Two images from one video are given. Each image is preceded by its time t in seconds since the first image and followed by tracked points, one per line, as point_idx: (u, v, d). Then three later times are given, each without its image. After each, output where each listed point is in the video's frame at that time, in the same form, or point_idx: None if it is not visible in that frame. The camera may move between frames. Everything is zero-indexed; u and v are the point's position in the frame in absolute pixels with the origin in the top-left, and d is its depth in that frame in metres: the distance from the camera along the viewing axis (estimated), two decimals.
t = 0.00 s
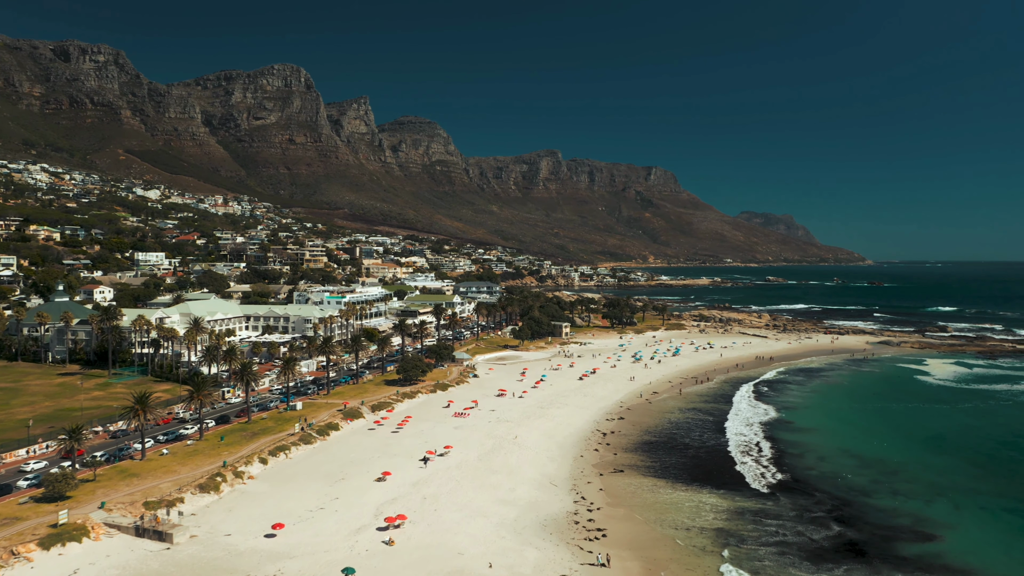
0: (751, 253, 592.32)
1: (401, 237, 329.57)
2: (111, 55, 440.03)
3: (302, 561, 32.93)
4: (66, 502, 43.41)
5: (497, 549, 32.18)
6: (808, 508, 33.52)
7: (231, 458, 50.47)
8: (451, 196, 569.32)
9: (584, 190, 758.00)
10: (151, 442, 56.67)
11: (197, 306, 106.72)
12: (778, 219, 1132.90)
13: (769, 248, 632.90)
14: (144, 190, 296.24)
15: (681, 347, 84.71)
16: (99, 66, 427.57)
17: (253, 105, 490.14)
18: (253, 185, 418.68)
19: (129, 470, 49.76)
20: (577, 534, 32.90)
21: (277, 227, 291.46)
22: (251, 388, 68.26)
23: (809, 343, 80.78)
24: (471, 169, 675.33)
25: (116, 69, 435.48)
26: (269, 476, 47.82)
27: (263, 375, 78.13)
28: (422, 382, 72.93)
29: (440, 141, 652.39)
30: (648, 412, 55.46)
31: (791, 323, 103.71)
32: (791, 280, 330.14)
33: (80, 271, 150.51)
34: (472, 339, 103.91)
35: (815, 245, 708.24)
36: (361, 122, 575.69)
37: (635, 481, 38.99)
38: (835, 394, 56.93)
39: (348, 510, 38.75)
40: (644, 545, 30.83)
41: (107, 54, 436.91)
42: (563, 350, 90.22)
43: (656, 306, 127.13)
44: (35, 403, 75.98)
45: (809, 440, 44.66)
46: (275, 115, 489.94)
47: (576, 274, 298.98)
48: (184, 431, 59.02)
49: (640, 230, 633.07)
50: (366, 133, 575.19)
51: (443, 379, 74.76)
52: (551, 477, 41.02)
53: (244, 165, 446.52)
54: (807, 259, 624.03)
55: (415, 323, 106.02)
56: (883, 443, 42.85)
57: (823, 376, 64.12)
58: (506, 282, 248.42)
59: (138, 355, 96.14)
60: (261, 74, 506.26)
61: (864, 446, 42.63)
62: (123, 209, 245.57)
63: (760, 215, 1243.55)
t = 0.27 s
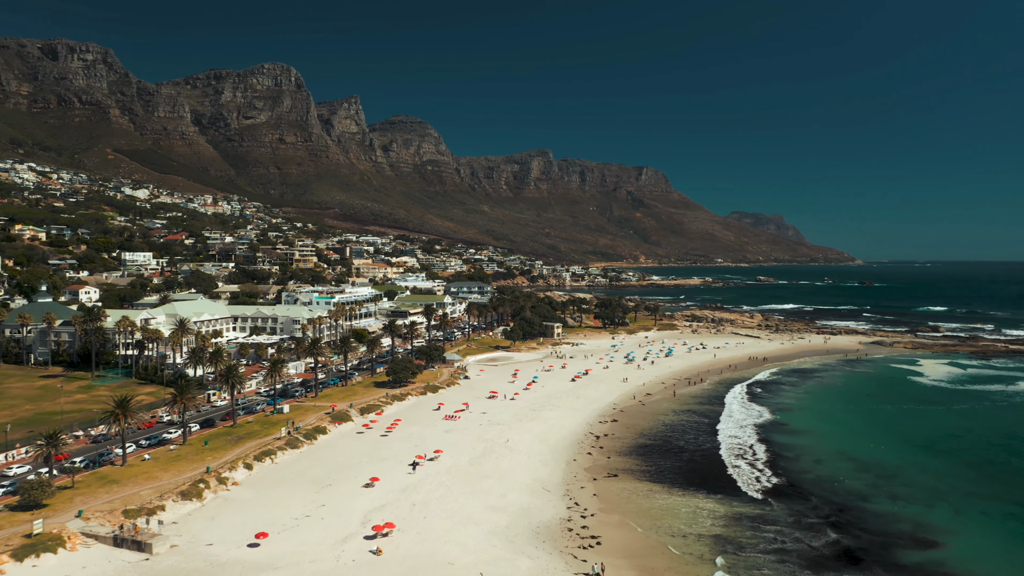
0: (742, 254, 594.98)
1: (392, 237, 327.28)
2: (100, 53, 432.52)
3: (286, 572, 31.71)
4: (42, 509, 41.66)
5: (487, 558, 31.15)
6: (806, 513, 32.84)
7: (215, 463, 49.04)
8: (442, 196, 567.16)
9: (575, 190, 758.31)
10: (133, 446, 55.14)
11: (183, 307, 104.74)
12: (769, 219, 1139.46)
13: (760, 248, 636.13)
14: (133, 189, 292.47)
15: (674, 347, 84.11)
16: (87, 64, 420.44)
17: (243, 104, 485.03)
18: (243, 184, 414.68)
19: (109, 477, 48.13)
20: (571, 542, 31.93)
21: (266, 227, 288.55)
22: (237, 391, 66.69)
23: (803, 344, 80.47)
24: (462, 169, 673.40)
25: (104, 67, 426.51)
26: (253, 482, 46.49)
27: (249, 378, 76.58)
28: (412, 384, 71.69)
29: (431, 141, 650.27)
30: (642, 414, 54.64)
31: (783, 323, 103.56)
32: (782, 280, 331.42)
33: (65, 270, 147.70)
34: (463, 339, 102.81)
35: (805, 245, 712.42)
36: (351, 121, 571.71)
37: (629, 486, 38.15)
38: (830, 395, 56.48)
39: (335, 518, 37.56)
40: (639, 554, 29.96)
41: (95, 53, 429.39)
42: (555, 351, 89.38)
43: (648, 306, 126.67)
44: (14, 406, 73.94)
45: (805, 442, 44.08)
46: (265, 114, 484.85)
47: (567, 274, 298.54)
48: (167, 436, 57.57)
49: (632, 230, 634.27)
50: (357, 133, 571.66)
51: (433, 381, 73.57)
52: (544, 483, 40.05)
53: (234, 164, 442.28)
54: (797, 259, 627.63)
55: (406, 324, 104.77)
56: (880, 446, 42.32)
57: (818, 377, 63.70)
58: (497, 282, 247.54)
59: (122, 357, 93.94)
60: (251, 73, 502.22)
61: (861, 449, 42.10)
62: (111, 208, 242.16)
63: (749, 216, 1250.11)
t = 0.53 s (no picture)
0: (734, 254, 597.03)
1: (384, 237, 325.39)
2: (90, 52, 426.80)
3: None
4: (20, 517, 40.05)
5: (479, 567, 30.20)
6: (805, 519, 32.21)
7: (200, 468, 47.90)
8: (434, 195, 565.04)
9: (568, 189, 758.57)
10: (117, 451, 53.77)
11: (171, 307, 103.02)
12: (761, 219, 1144.66)
13: (752, 247, 638.72)
14: (124, 188, 289.42)
15: (668, 348, 83.59)
16: (77, 63, 414.10)
17: (234, 104, 480.67)
18: (234, 184, 411.25)
19: (91, 482, 46.65)
20: (565, 550, 31.03)
21: (257, 226, 286.02)
22: (225, 393, 65.31)
23: (797, 344, 80.19)
24: (454, 168, 671.65)
25: (95, 66, 421.17)
26: (240, 488, 45.31)
27: (238, 380, 75.22)
28: (404, 386, 70.68)
29: (424, 141, 648.12)
30: (636, 416, 53.93)
31: (776, 323, 103.57)
32: (775, 280, 332.68)
33: (53, 270, 145.22)
34: (455, 340, 101.84)
35: (797, 245, 716.10)
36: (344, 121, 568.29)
37: (625, 491, 37.37)
38: (825, 395, 56.10)
39: (323, 526, 36.45)
40: (635, 562, 29.16)
41: (86, 52, 423.35)
42: (548, 351, 88.71)
43: (641, 307, 126.28)
44: None
45: (801, 445, 43.53)
46: (257, 113, 480.50)
47: (560, 274, 297.98)
48: (153, 439, 56.33)
49: (624, 230, 635.14)
50: (349, 132, 568.68)
51: (425, 383, 72.50)
52: (538, 488, 39.12)
53: (225, 164, 438.46)
54: (789, 259, 630.58)
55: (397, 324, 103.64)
56: (878, 448, 41.80)
57: (812, 377, 63.32)
58: (490, 282, 246.48)
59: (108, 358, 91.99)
60: (243, 72, 498.07)
61: (858, 451, 41.55)
62: (101, 208, 239.13)
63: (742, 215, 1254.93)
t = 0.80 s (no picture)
0: (725, 253, 599.80)
1: (375, 237, 323.07)
2: (78, 51, 420.46)
3: None
4: None
5: None
6: (803, 524, 31.51)
7: (183, 474, 46.39)
8: (425, 195, 562.33)
9: (559, 189, 758.79)
10: (98, 456, 52.09)
11: (157, 308, 100.89)
12: (751, 219, 1150.68)
13: (742, 247, 641.85)
14: (112, 188, 285.16)
15: (661, 348, 83.03)
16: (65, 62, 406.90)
17: (224, 103, 475.35)
18: (224, 183, 407.15)
19: (69, 490, 44.97)
20: (559, 559, 30.11)
21: (247, 226, 282.99)
22: (210, 396, 63.68)
23: (789, 344, 79.92)
24: (446, 168, 669.54)
25: (83, 65, 416.06)
26: (224, 494, 43.95)
27: (223, 382, 73.61)
28: (393, 388, 69.51)
29: (415, 140, 645.21)
30: (630, 419, 53.12)
31: (769, 323, 103.40)
32: (766, 280, 334.21)
33: (37, 270, 142.27)
34: (447, 341, 100.71)
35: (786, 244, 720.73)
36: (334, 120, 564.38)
37: (619, 496, 36.54)
38: (819, 397, 55.64)
39: (308, 535, 35.24)
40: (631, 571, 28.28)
41: (74, 50, 417.91)
42: (540, 352, 87.86)
43: (634, 307, 125.76)
44: None
45: (797, 447, 42.89)
46: (247, 113, 474.79)
47: (552, 274, 297.39)
48: (135, 444, 54.75)
49: (616, 230, 636.22)
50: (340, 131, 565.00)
51: (415, 385, 71.33)
52: (530, 494, 38.17)
53: (215, 163, 433.89)
54: (780, 259, 634.15)
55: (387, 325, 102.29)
56: (873, 451, 41.35)
57: (807, 378, 62.88)
58: (481, 282, 245.21)
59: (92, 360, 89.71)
60: (232, 71, 492.56)
61: (854, 454, 40.99)
62: (88, 207, 235.31)
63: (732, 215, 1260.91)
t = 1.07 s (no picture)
0: (715, 253, 602.34)
1: (366, 237, 320.55)
2: (67, 49, 414.80)
3: None
4: None
5: None
6: (802, 531, 30.82)
7: (165, 481, 44.67)
8: (416, 195, 559.38)
9: (550, 189, 758.77)
10: (77, 462, 50.33)
11: (142, 309, 98.67)
12: (742, 219, 1157.39)
13: (733, 247, 644.61)
14: (99, 187, 280.69)
15: (653, 349, 82.42)
16: (53, 60, 402.75)
17: (213, 102, 469.84)
18: (213, 182, 402.83)
19: (45, 497, 42.97)
20: (553, 568, 29.19)
21: (236, 226, 279.84)
22: (195, 399, 61.97)
23: (781, 345, 79.61)
24: (437, 168, 667.16)
25: (71, 63, 410.43)
26: (207, 501, 42.61)
27: (208, 385, 72.08)
28: (383, 390, 68.31)
29: (405, 140, 642.00)
30: (623, 421, 52.26)
31: (761, 323, 103.23)
32: (756, 280, 335.67)
33: (21, 270, 139.22)
34: (437, 342, 99.56)
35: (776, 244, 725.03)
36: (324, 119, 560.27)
37: (613, 502, 35.71)
38: (814, 398, 55.18)
39: (293, 545, 34.00)
40: None
41: (62, 49, 411.56)
42: (532, 353, 86.97)
43: (626, 307, 125.24)
44: None
45: (794, 451, 42.28)
46: (237, 112, 469.13)
47: (544, 274, 296.77)
48: (116, 449, 53.03)
49: (607, 229, 637.03)
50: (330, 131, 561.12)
51: (405, 387, 70.14)
52: (523, 500, 37.20)
53: (204, 162, 429.38)
54: (771, 259, 637.35)
55: (377, 326, 100.88)
56: (869, 454, 40.87)
57: (801, 379, 62.44)
58: (472, 282, 243.66)
59: (74, 362, 87.45)
60: (222, 70, 486.87)
61: (851, 457, 40.43)
62: (76, 207, 231.45)
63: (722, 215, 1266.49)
